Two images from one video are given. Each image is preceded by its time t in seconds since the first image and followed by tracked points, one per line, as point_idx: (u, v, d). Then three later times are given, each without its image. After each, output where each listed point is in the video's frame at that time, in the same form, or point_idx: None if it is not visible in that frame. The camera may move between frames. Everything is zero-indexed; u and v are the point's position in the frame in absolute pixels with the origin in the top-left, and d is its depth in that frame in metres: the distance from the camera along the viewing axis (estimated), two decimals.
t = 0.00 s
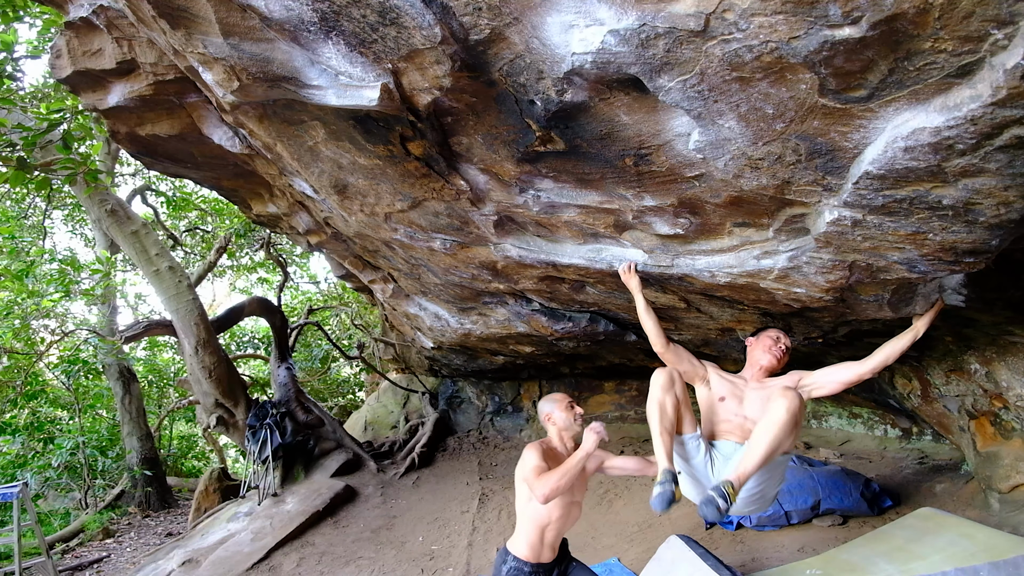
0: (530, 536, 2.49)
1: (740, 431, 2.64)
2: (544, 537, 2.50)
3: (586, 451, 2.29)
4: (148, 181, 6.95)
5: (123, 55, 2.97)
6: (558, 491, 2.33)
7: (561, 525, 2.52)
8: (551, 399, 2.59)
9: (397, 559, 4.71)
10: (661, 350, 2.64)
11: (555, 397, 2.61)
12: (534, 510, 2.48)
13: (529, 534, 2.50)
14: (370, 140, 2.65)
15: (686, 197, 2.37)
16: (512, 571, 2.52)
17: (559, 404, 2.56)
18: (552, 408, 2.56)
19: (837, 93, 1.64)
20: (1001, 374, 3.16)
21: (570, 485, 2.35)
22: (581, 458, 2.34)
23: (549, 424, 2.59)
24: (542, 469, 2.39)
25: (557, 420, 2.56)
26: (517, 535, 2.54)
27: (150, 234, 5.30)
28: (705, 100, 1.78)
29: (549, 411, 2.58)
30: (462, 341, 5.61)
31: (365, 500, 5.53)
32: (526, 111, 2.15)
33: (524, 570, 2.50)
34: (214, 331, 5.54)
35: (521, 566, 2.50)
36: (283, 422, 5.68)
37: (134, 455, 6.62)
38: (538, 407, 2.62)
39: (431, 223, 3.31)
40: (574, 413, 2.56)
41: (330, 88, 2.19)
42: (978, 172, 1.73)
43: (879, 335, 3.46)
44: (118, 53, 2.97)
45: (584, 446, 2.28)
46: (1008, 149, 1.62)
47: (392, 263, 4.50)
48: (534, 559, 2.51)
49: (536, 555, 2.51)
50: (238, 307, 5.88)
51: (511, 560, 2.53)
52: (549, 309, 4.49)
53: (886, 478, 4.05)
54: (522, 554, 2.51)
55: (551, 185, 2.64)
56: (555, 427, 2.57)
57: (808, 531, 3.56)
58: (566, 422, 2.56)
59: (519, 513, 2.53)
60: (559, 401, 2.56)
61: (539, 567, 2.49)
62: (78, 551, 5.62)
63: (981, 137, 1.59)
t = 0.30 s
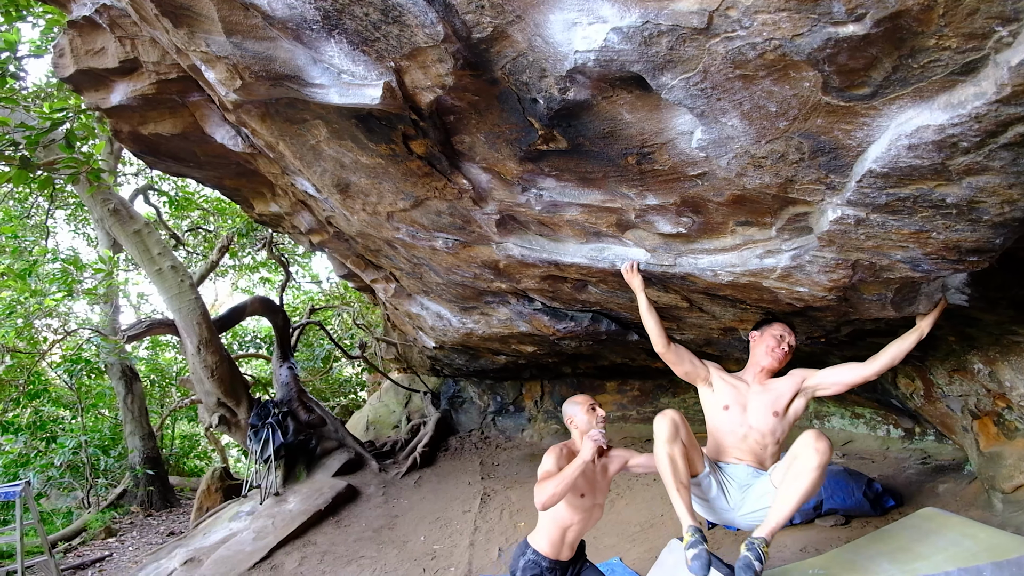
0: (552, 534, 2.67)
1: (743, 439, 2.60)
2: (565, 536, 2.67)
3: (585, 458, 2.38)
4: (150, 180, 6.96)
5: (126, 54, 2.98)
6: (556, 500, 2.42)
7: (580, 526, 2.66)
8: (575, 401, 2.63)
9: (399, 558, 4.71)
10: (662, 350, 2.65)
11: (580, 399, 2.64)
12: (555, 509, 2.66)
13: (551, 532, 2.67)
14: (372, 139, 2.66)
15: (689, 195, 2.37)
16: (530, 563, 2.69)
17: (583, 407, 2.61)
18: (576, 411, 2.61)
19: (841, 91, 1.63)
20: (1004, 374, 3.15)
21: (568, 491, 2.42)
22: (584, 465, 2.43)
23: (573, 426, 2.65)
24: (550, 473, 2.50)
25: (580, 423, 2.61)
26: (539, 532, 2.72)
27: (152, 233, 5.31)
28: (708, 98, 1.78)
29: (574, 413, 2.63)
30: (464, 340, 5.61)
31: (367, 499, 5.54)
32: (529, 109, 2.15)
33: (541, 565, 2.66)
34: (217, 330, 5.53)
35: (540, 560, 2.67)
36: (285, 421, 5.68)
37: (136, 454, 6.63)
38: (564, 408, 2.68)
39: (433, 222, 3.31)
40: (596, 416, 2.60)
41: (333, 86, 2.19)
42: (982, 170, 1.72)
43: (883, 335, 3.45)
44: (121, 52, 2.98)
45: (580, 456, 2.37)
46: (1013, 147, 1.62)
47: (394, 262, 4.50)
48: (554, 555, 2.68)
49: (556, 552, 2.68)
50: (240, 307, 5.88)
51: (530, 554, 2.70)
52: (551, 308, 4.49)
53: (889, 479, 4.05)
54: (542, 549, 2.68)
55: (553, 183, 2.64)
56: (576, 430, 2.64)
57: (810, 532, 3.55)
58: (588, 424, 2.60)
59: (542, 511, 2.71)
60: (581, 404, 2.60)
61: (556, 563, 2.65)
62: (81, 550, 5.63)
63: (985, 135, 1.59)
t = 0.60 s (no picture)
0: (555, 535, 2.67)
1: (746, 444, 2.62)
2: (567, 538, 2.67)
3: (586, 462, 2.38)
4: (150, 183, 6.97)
5: (126, 58, 2.98)
6: (560, 503, 2.42)
7: (583, 528, 2.67)
8: (578, 404, 2.62)
9: (399, 561, 4.71)
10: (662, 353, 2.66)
11: (583, 401, 2.64)
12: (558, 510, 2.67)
13: (553, 533, 2.68)
14: (371, 143, 2.66)
15: (687, 199, 2.37)
16: (532, 562, 2.71)
17: (586, 410, 2.60)
18: (579, 413, 2.61)
19: (838, 95, 1.64)
20: (1003, 376, 3.15)
21: (571, 495, 2.42)
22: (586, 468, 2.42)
23: (576, 428, 2.65)
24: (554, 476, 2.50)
25: (583, 426, 2.61)
26: (542, 531, 2.73)
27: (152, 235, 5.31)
28: (706, 103, 1.78)
29: (577, 415, 2.62)
30: (463, 342, 5.61)
31: (367, 502, 5.54)
32: (528, 113, 2.15)
33: (544, 564, 2.68)
34: (216, 332, 5.53)
35: (542, 559, 2.68)
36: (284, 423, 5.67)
37: (136, 456, 6.64)
38: (567, 410, 2.68)
39: (432, 225, 3.31)
40: (599, 419, 2.59)
41: (332, 90, 2.19)
42: (979, 174, 1.73)
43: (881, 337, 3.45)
44: (120, 55, 2.99)
45: (583, 460, 2.36)
46: (1010, 152, 1.62)
47: (394, 265, 4.50)
48: (557, 555, 2.69)
49: (559, 553, 2.69)
50: (240, 309, 5.86)
51: (532, 552, 2.71)
52: (551, 311, 4.49)
53: (888, 481, 4.04)
54: (545, 549, 2.69)
55: (552, 187, 2.64)
56: (580, 432, 2.63)
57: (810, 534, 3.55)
58: (591, 427, 2.59)
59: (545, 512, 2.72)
60: (584, 407, 2.60)
61: (559, 563, 2.66)
62: (81, 552, 5.63)
63: (982, 139, 1.59)
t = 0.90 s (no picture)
0: (554, 535, 2.67)
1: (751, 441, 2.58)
2: (567, 537, 2.67)
3: (585, 459, 2.38)
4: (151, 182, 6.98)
5: (126, 58, 2.99)
6: (560, 500, 2.41)
7: (582, 527, 2.67)
8: (575, 403, 2.63)
9: (399, 560, 4.71)
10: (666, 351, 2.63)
11: (580, 400, 2.65)
12: (557, 510, 2.67)
13: (553, 532, 2.67)
14: (371, 142, 2.66)
15: (687, 199, 2.37)
16: (532, 562, 2.71)
17: (583, 408, 2.61)
18: (577, 412, 2.61)
19: (837, 95, 1.64)
20: (1003, 376, 3.15)
21: (571, 491, 2.41)
22: (584, 464, 2.42)
23: (574, 428, 2.65)
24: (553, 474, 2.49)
25: (580, 424, 2.61)
26: (541, 532, 2.72)
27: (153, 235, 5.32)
28: (705, 103, 1.78)
29: (574, 414, 2.63)
30: (464, 341, 5.62)
31: (367, 501, 5.54)
32: (527, 113, 2.15)
33: (543, 564, 2.68)
34: (217, 332, 5.53)
35: (542, 559, 2.68)
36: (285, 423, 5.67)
37: (137, 455, 6.65)
38: (564, 409, 2.68)
39: (432, 225, 3.32)
40: (596, 417, 2.59)
41: (332, 90, 2.19)
42: (978, 174, 1.73)
43: (882, 336, 3.45)
44: (121, 55, 2.99)
45: (583, 455, 2.36)
46: (1009, 152, 1.62)
47: (394, 264, 4.51)
48: (556, 555, 2.69)
49: (559, 553, 2.69)
50: (241, 309, 5.85)
51: (532, 553, 2.71)
52: (551, 310, 4.49)
53: (889, 480, 4.04)
54: (543, 549, 2.69)
55: (552, 186, 2.64)
56: (577, 431, 2.64)
57: (809, 533, 3.55)
58: (588, 425, 2.60)
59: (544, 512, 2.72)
60: (581, 405, 2.61)
61: (558, 563, 2.66)
62: (82, 551, 5.64)
63: (981, 139, 1.59)
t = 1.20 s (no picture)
0: (553, 536, 2.66)
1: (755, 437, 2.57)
2: (566, 538, 2.67)
3: (587, 456, 2.38)
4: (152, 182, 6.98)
5: (127, 57, 2.99)
6: (563, 497, 2.40)
7: (582, 528, 2.67)
8: (573, 403, 2.63)
9: (400, 560, 4.71)
10: (669, 350, 2.62)
11: (578, 399, 2.65)
12: (556, 510, 2.66)
13: (552, 534, 2.66)
14: (372, 142, 2.66)
15: (688, 199, 2.37)
16: (532, 564, 2.70)
17: (581, 407, 2.61)
18: (575, 411, 2.61)
19: (838, 95, 1.63)
20: (1005, 377, 3.14)
21: (573, 488, 2.40)
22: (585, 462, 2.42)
23: (572, 427, 2.65)
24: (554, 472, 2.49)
25: (579, 423, 2.61)
26: (540, 533, 2.71)
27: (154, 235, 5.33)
28: (706, 102, 1.78)
29: (572, 413, 2.63)
30: (465, 341, 5.62)
31: (368, 501, 5.54)
32: (528, 113, 2.15)
33: (543, 566, 2.67)
34: (218, 331, 5.53)
35: (542, 561, 2.67)
36: (285, 422, 5.67)
37: (138, 455, 6.66)
38: (562, 409, 2.67)
39: (433, 225, 3.32)
40: (595, 416, 2.59)
41: (333, 90, 2.19)
42: (980, 174, 1.72)
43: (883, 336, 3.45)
44: (122, 55, 3.00)
45: (585, 452, 2.36)
46: (1011, 151, 1.62)
47: (395, 264, 4.51)
48: (556, 556, 2.68)
49: (559, 553, 2.68)
50: (242, 308, 5.84)
51: (531, 554, 2.71)
52: (552, 310, 4.48)
53: (890, 481, 4.04)
54: (543, 550, 2.68)
55: (552, 186, 2.64)
56: (576, 430, 2.63)
57: (810, 534, 3.54)
58: (586, 424, 2.60)
59: (542, 513, 2.71)
60: (580, 404, 2.61)
61: (558, 564, 2.66)
62: (83, 551, 5.64)
63: (983, 139, 1.59)
